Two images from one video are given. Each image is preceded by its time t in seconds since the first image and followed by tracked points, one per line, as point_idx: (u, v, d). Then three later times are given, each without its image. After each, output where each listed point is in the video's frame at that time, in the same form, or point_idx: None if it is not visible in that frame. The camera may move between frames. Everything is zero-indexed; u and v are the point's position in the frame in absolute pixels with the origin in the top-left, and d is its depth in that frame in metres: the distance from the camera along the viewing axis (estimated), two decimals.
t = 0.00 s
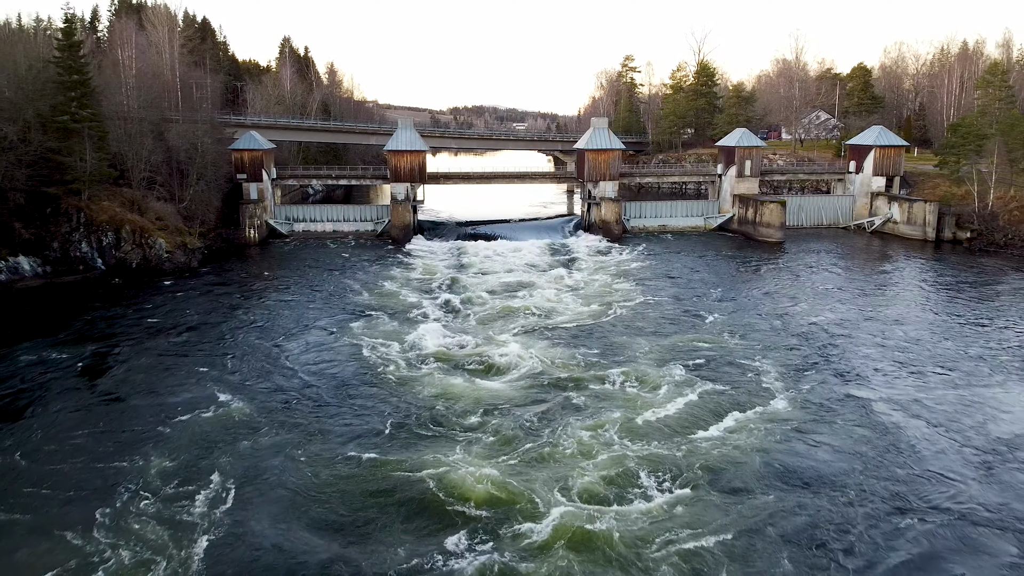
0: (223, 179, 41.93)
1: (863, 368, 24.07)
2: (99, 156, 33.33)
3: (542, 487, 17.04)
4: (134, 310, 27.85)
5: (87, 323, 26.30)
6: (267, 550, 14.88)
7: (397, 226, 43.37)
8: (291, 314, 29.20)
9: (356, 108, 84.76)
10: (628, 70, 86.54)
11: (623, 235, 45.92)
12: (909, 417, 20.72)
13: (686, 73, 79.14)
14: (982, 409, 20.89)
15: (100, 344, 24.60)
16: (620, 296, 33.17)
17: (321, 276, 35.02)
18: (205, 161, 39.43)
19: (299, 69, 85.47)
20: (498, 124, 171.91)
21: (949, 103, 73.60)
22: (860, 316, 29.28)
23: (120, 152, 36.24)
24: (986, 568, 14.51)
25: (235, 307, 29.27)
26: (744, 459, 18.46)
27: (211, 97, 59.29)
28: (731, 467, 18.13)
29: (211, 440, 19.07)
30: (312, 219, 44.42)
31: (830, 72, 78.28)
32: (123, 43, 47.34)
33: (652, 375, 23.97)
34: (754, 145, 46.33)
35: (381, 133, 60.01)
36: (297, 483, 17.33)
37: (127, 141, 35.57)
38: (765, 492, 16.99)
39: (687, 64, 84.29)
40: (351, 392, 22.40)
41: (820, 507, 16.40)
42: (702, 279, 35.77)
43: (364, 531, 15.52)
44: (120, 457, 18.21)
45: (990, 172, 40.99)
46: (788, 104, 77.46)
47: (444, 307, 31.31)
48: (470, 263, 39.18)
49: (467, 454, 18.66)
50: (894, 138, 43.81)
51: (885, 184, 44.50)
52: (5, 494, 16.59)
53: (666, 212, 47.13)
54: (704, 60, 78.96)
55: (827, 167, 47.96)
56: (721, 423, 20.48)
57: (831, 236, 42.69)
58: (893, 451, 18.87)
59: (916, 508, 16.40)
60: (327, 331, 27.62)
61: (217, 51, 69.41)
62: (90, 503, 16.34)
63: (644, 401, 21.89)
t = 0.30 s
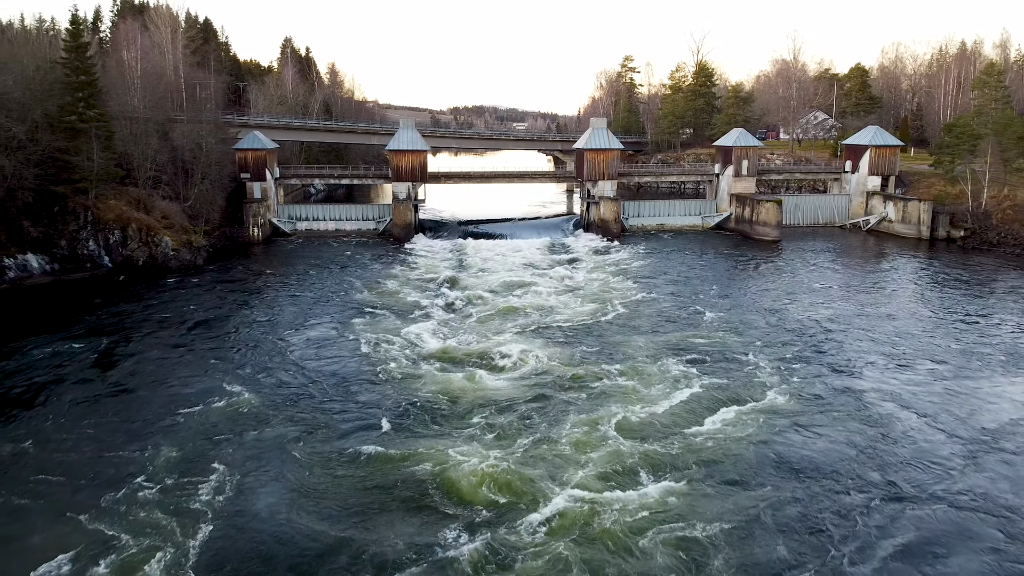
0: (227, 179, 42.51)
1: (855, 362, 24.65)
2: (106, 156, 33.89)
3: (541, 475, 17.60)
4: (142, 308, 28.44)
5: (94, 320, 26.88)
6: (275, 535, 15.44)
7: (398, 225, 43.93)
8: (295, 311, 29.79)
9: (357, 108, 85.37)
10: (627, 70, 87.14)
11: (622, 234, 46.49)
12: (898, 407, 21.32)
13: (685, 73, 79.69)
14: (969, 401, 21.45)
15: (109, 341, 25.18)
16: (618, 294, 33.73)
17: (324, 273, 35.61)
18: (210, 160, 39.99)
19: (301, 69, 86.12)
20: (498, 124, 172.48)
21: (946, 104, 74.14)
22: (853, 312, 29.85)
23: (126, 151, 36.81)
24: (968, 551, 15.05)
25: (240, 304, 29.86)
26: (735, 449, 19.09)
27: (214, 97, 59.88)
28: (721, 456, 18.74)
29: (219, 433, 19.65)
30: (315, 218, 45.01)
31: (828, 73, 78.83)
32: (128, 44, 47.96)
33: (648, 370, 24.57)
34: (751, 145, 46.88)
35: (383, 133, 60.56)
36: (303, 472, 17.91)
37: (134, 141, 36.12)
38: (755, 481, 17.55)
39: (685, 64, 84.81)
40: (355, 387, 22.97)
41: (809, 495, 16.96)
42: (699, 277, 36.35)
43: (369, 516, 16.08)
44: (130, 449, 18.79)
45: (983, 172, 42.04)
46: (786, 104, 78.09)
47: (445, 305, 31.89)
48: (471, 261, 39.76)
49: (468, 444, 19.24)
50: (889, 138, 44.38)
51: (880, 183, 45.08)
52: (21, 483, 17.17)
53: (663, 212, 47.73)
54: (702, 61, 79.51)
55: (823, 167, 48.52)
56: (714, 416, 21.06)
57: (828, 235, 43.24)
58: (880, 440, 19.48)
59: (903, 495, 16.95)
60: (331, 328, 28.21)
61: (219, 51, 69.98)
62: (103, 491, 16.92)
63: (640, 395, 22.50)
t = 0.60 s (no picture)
0: (231, 178, 43.08)
1: (846, 356, 25.24)
2: (113, 155, 34.44)
3: (540, 465, 18.18)
4: (148, 303, 29.02)
5: (102, 315, 27.44)
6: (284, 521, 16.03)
7: (400, 223, 44.48)
8: (298, 307, 30.37)
9: (358, 108, 85.91)
10: (627, 71, 87.66)
11: (620, 232, 47.08)
12: (887, 399, 21.90)
13: (684, 73, 80.19)
14: (958, 393, 22.01)
15: (117, 336, 25.72)
16: (616, 292, 34.32)
17: (327, 271, 36.19)
18: (214, 160, 40.60)
19: (302, 69, 86.63)
20: (498, 124, 173.08)
21: (943, 104, 74.71)
22: (846, 309, 30.43)
23: (132, 151, 37.39)
24: (952, 535, 15.62)
25: (244, 300, 30.44)
26: (727, 439, 19.67)
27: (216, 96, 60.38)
28: (714, 445, 19.32)
29: (227, 424, 20.23)
30: (317, 217, 45.60)
31: (826, 73, 79.39)
32: (133, 44, 48.50)
33: (645, 365, 25.15)
34: (748, 144, 47.48)
35: (383, 133, 61.09)
36: (310, 462, 18.47)
37: (139, 140, 36.69)
38: (747, 469, 18.12)
39: (685, 64, 85.34)
40: (359, 381, 23.52)
41: (799, 483, 17.53)
42: (696, 275, 36.93)
43: (375, 503, 16.66)
44: (141, 439, 19.35)
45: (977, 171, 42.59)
46: (783, 104, 78.68)
47: (446, 303, 32.47)
48: (471, 259, 40.36)
49: (469, 436, 19.81)
50: (884, 138, 44.93)
51: (876, 182, 45.61)
52: (35, 471, 17.75)
53: (661, 210, 48.31)
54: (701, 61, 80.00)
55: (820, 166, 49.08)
56: (708, 407, 21.63)
57: (823, 233, 43.82)
58: (868, 430, 20.07)
59: (890, 483, 17.51)
60: (334, 324, 28.79)
61: (221, 51, 70.44)
62: (116, 479, 17.51)
63: (636, 388, 23.06)
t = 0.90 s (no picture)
0: (235, 177, 43.61)
1: (839, 352, 25.77)
2: (119, 154, 35.00)
3: (538, 455, 18.73)
4: (154, 300, 29.55)
5: (109, 311, 27.97)
6: (290, 508, 16.56)
7: (401, 222, 44.91)
8: (301, 304, 30.90)
9: (359, 108, 86.49)
10: (626, 71, 88.24)
11: (619, 231, 47.65)
12: (877, 392, 22.42)
13: (683, 74, 80.78)
14: (947, 385, 22.55)
15: (124, 331, 26.26)
16: (614, 290, 34.86)
17: (329, 269, 36.74)
18: (218, 159, 41.18)
19: (304, 69, 87.22)
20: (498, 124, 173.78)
21: (940, 104, 75.26)
22: (840, 306, 30.96)
23: (138, 150, 37.97)
24: (937, 520, 16.12)
25: (248, 297, 30.98)
26: (721, 430, 20.20)
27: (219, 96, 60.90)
28: (708, 436, 19.86)
29: (233, 416, 20.78)
30: (320, 216, 46.19)
31: (824, 73, 79.94)
32: (137, 45, 49.08)
33: (641, 360, 25.67)
34: (745, 144, 48.07)
35: (385, 133, 61.64)
36: (315, 452, 19.01)
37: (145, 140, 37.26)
38: (738, 459, 18.68)
39: (684, 64, 85.94)
40: (361, 375, 24.07)
41: (789, 472, 18.07)
42: (692, 273, 37.46)
43: (377, 491, 17.18)
44: (150, 430, 19.91)
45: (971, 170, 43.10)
46: (781, 104, 79.27)
47: (447, 300, 33.00)
48: (471, 258, 40.90)
49: (470, 427, 20.36)
50: (880, 137, 45.43)
51: (871, 181, 46.13)
52: (48, 460, 18.32)
53: (660, 209, 48.88)
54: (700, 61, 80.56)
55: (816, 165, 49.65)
56: (703, 400, 22.16)
57: (819, 232, 44.36)
58: (858, 422, 20.59)
59: (877, 471, 18.04)
60: (337, 320, 29.32)
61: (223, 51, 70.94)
62: (126, 467, 18.07)
63: (632, 382, 23.60)
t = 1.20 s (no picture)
0: (239, 176, 44.20)
1: (831, 346, 26.38)
2: (125, 154, 35.63)
3: (537, 446, 19.24)
4: (160, 296, 30.11)
5: (116, 307, 28.53)
6: (295, 496, 17.05)
7: (403, 221, 45.70)
8: (306, 301, 31.49)
9: (360, 108, 87.06)
10: (626, 71, 88.83)
11: (618, 229, 48.22)
12: (868, 384, 23.01)
13: (681, 74, 81.29)
14: (937, 378, 23.09)
15: (131, 326, 26.81)
16: (612, 287, 35.47)
17: (332, 266, 37.31)
18: (223, 159, 41.80)
19: (305, 70, 87.79)
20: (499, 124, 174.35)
21: (936, 104, 75.77)
22: (834, 302, 31.53)
23: (143, 150, 38.56)
24: (924, 507, 16.59)
25: (253, 294, 31.54)
26: (716, 422, 20.78)
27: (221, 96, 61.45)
28: (702, 427, 20.45)
29: (239, 409, 21.30)
30: (322, 214, 46.77)
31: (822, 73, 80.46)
32: (142, 46, 49.69)
33: (638, 355, 26.25)
34: (742, 144, 48.64)
35: (385, 133, 62.22)
36: (319, 444, 19.52)
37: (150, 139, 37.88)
38: (731, 449, 19.23)
39: (683, 65, 86.52)
40: (365, 369, 24.63)
41: (781, 462, 18.58)
42: (690, 271, 38.04)
43: (380, 480, 17.67)
44: (160, 421, 20.47)
45: (965, 169, 43.70)
46: (779, 105, 79.88)
47: (448, 297, 33.59)
48: (472, 256, 41.49)
49: (471, 419, 20.93)
50: (875, 137, 45.96)
51: (867, 180, 46.65)
52: (59, 450, 18.84)
53: (658, 208, 49.47)
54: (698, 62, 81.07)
55: (813, 165, 50.23)
56: (697, 393, 22.77)
57: (814, 230, 44.94)
58: (849, 413, 21.15)
59: (866, 461, 18.53)
60: (340, 317, 29.90)
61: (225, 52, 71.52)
62: (136, 457, 18.60)
63: (630, 376, 24.18)
